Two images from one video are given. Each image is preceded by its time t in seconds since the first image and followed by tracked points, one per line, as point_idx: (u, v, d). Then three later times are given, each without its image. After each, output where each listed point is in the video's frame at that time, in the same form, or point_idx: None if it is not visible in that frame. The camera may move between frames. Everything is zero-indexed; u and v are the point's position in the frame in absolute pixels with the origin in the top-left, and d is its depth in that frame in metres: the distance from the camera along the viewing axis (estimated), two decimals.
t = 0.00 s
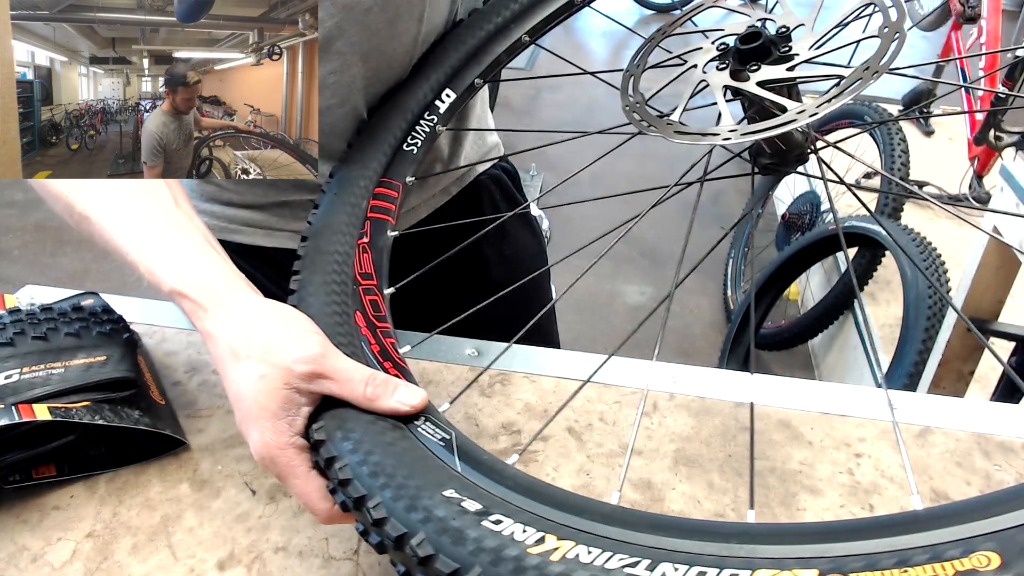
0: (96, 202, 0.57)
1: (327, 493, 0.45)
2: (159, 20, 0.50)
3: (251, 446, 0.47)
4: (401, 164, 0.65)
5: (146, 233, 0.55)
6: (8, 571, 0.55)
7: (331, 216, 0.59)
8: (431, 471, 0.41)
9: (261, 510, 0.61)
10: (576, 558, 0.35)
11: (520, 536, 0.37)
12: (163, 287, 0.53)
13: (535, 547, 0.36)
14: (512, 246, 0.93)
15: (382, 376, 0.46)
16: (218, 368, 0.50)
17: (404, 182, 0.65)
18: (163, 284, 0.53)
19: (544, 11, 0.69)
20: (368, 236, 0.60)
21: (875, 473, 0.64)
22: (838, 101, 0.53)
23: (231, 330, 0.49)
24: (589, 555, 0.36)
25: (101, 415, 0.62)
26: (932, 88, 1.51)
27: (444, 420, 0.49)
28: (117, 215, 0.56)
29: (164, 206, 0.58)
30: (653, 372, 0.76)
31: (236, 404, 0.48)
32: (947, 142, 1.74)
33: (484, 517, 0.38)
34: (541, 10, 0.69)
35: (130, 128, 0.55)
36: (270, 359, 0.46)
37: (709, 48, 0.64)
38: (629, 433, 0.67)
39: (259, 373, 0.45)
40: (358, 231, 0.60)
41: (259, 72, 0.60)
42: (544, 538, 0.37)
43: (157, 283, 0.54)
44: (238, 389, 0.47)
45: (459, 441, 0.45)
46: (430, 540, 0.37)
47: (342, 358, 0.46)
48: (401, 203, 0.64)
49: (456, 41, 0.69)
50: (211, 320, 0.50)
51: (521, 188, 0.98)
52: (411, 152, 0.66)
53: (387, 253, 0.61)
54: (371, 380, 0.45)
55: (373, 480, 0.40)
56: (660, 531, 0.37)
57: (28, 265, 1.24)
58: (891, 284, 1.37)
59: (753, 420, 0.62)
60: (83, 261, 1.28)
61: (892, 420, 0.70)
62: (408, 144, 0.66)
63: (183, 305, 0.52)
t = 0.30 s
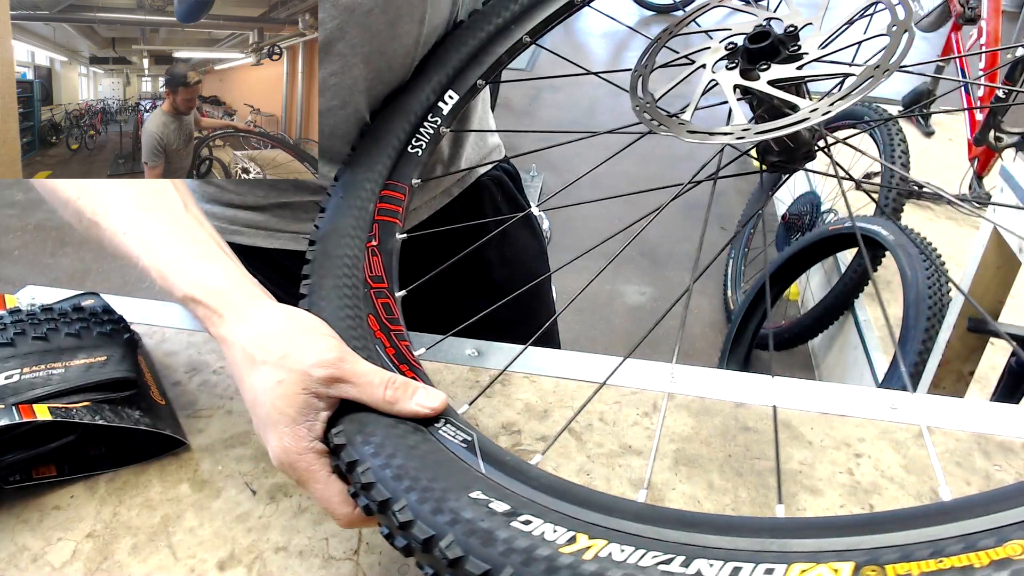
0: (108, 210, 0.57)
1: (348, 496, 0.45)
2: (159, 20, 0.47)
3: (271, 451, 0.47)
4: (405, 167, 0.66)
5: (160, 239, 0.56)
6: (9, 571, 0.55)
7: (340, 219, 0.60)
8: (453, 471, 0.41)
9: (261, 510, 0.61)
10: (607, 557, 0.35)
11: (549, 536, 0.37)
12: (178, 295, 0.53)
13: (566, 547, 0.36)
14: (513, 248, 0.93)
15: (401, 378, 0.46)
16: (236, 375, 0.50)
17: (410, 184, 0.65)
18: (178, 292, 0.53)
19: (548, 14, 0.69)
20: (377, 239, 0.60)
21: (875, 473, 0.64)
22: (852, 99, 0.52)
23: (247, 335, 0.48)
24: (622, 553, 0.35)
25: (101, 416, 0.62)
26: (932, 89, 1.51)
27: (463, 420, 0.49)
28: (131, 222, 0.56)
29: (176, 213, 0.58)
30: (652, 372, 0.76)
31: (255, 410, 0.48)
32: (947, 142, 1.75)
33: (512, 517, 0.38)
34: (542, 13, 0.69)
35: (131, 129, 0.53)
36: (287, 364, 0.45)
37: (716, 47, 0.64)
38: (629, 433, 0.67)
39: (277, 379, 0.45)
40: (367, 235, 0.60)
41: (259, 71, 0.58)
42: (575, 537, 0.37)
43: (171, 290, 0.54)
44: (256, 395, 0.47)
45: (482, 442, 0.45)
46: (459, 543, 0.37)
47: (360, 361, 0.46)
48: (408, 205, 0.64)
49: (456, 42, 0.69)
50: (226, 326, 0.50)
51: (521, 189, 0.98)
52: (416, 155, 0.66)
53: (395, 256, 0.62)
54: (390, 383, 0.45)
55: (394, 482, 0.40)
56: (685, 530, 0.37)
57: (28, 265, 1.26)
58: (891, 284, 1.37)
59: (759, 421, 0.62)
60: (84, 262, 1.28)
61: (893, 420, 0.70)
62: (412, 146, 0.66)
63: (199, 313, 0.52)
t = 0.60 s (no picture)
0: (143, 217, 0.50)
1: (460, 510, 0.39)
2: (159, 20, 0.46)
3: (364, 476, 0.42)
4: (443, 169, 0.68)
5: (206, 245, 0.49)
6: (9, 570, 0.55)
7: (387, 231, 0.61)
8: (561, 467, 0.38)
9: (261, 510, 0.61)
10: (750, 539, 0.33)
11: (682, 523, 0.34)
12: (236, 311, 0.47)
13: (702, 533, 0.33)
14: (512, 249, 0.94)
15: (487, 392, 0.42)
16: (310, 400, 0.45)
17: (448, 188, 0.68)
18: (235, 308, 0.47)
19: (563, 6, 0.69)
20: (428, 247, 0.62)
21: (874, 473, 0.64)
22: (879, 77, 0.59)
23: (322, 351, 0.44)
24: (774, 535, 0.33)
25: (101, 415, 0.62)
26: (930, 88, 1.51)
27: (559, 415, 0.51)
28: (171, 228, 0.50)
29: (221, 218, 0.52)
30: (653, 373, 0.76)
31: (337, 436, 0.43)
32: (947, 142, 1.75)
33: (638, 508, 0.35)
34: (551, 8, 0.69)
35: (130, 129, 0.52)
36: (373, 377, 0.42)
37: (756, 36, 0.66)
38: (628, 432, 0.67)
39: (364, 399, 0.41)
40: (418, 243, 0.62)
41: (258, 72, 0.55)
42: (717, 524, 0.34)
43: (226, 306, 0.47)
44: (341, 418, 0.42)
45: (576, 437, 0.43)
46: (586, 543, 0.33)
47: (438, 373, 0.43)
48: (449, 207, 0.67)
49: (471, 43, 0.69)
50: (295, 342, 0.45)
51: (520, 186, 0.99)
52: (450, 156, 0.69)
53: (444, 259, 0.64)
54: (478, 395, 0.42)
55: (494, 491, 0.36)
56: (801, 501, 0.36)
57: (27, 266, 1.27)
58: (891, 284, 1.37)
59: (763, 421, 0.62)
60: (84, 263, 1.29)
61: (892, 420, 0.70)
62: (444, 149, 0.68)
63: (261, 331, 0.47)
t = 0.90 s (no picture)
0: (230, 241, 0.45)
1: None
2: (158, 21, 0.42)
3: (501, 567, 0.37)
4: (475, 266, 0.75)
5: (310, 277, 0.45)
6: (9, 570, 0.57)
7: (447, 329, 0.61)
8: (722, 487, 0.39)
9: (261, 510, 0.63)
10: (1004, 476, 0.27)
11: (900, 494, 0.30)
12: (345, 357, 0.42)
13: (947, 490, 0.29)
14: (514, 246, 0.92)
15: (657, 454, 0.38)
16: (430, 458, 0.40)
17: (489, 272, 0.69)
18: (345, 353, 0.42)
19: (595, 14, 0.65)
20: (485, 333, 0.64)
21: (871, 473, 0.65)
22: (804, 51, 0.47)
23: (456, 404, 0.40)
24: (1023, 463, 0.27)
25: (101, 415, 0.63)
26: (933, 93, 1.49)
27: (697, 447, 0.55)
28: (269, 257, 0.45)
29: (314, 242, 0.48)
30: (654, 372, 0.78)
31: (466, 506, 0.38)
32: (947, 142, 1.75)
33: (853, 495, 0.32)
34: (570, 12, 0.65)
35: (131, 130, 0.49)
36: (518, 439, 0.38)
37: None
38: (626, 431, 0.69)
39: (513, 461, 0.37)
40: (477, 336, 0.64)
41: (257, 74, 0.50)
42: (949, 480, 0.29)
43: (333, 351, 0.43)
44: (481, 488, 0.37)
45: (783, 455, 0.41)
46: (794, 557, 0.31)
47: (594, 434, 0.39)
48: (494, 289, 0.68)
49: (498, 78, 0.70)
50: (422, 394, 0.41)
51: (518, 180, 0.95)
52: (479, 246, 0.69)
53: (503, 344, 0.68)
54: (642, 457, 0.38)
55: (660, 551, 0.35)
56: None
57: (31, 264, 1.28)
58: (890, 284, 1.38)
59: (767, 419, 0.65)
60: (86, 261, 1.30)
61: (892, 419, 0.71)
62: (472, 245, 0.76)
63: (375, 377, 0.42)
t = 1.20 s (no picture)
0: (311, 278, 0.51)
1: None
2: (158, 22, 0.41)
3: None
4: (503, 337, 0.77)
5: (413, 322, 0.50)
6: (9, 570, 0.57)
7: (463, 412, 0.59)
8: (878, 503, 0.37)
9: (261, 510, 0.64)
10: None
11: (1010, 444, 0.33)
12: (453, 405, 0.47)
13: None
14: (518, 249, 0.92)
15: (795, 469, 0.41)
16: (544, 507, 0.45)
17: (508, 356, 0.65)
18: (453, 399, 0.48)
19: (556, 22, 0.72)
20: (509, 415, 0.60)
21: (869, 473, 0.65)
22: (768, 42, 0.55)
23: (577, 451, 0.45)
24: None
25: (101, 415, 0.63)
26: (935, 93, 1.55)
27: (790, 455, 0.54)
28: (376, 309, 0.50)
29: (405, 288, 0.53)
30: (655, 373, 0.82)
31: (588, 558, 0.42)
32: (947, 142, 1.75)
33: (978, 458, 0.34)
34: (537, 30, 0.73)
35: (131, 130, 0.48)
36: (643, 481, 0.42)
37: None
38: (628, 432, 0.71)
39: (639, 510, 0.41)
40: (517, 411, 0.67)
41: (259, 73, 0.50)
42: None
43: (441, 398, 0.48)
44: (604, 536, 0.41)
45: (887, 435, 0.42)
46: (933, 537, 0.33)
47: (729, 469, 0.42)
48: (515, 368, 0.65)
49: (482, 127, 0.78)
50: (531, 442, 0.46)
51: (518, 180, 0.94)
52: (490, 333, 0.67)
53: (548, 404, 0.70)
54: (779, 481, 0.40)
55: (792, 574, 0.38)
56: None
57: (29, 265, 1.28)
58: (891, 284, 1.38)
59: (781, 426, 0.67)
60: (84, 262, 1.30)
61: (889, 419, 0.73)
62: (495, 321, 0.78)
63: (479, 425, 0.47)
